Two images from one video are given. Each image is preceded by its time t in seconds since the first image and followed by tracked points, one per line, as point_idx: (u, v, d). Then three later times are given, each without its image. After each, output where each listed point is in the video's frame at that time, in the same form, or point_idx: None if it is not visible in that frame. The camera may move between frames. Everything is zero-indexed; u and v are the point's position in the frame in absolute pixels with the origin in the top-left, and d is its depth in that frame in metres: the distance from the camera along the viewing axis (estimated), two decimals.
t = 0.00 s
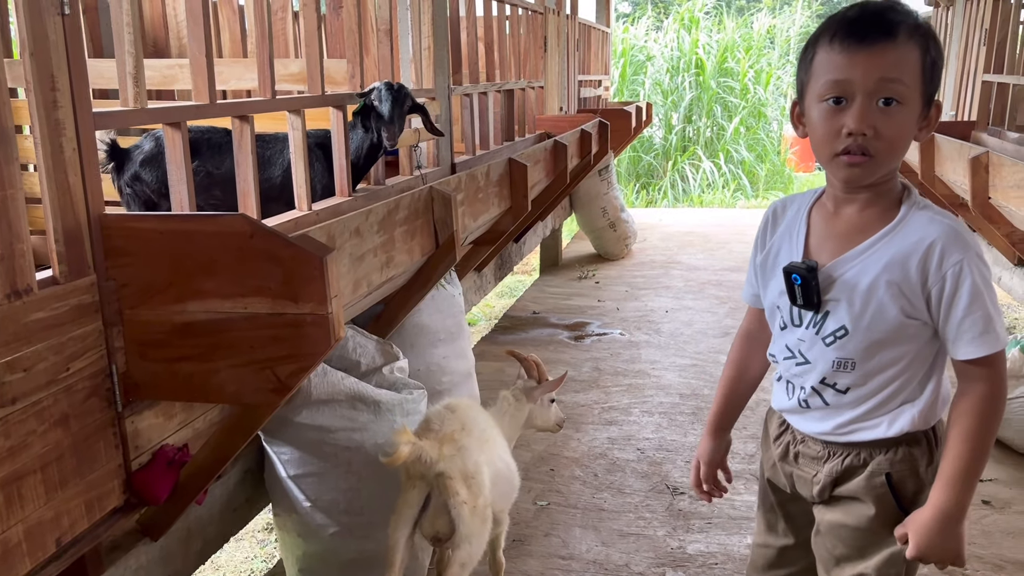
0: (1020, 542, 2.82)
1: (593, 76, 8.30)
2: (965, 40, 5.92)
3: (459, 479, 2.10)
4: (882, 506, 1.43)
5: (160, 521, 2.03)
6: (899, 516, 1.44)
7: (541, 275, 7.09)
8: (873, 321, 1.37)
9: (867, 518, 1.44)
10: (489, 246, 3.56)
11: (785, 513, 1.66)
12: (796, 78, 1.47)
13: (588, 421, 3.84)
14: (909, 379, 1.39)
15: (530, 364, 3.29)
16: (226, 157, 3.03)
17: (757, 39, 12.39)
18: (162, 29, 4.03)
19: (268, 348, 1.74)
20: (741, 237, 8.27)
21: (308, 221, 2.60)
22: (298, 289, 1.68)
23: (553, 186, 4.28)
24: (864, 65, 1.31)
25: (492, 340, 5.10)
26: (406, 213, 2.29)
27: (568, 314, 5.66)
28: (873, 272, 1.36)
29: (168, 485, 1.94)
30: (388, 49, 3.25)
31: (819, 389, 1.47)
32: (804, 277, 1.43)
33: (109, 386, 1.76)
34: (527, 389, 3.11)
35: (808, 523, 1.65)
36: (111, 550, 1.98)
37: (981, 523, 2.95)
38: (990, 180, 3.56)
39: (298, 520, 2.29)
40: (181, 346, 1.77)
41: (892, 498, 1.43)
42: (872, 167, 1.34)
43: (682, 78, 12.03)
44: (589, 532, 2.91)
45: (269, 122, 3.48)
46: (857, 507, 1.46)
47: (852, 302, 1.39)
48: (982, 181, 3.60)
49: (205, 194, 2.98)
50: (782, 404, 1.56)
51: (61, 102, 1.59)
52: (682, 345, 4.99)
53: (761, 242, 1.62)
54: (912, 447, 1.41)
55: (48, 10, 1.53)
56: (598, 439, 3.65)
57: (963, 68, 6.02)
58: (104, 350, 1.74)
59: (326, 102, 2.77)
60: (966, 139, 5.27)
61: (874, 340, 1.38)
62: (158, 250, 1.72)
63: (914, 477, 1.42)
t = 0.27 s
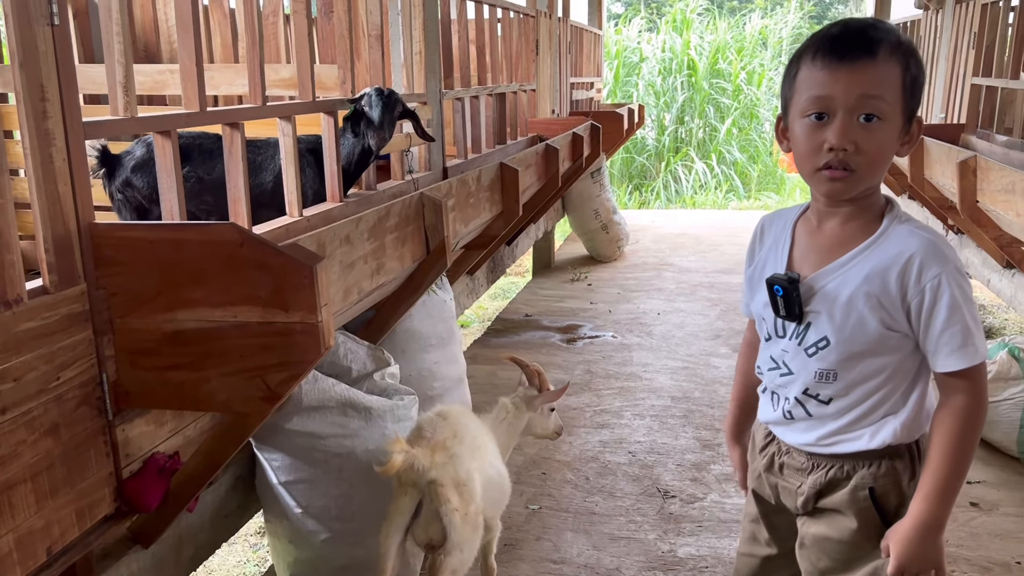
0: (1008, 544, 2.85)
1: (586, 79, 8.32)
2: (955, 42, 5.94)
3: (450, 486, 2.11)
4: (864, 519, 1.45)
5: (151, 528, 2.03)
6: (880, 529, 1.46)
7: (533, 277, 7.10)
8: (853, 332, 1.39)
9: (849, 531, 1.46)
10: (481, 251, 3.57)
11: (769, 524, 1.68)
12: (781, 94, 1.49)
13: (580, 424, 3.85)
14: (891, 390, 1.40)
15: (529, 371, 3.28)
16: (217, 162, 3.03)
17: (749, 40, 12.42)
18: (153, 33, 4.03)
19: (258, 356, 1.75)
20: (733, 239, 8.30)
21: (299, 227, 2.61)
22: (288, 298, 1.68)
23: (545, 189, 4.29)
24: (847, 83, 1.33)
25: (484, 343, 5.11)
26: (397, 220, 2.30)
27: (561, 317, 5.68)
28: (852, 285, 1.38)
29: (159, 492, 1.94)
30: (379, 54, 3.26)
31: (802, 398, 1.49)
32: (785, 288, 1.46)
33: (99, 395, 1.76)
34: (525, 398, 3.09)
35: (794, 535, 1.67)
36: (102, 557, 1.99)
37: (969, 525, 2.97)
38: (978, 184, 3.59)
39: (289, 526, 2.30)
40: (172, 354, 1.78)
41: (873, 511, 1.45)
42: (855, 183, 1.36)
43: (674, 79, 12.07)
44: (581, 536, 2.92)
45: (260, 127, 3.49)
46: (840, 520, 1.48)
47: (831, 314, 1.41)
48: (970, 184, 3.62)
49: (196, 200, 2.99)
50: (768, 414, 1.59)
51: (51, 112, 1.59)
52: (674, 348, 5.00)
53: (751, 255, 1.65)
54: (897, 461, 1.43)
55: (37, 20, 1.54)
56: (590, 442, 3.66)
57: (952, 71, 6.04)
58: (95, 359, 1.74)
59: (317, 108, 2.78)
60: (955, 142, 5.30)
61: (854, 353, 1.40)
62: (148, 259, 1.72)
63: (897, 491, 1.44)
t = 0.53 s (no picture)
0: (994, 544, 2.87)
1: (576, 80, 8.33)
2: (943, 43, 5.93)
3: (442, 491, 2.11)
4: (842, 525, 1.47)
5: (139, 535, 2.03)
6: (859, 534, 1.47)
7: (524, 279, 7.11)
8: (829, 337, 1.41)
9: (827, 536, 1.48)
10: (471, 254, 3.58)
11: (752, 527, 1.69)
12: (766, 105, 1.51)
13: (571, 427, 3.86)
14: (868, 395, 1.42)
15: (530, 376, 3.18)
16: (205, 167, 3.03)
17: (739, 41, 12.46)
18: (142, 36, 4.02)
19: (246, 362, 1.75)
20: (723, 239, 8.33)
21: (288, 231, 2.61)
22: (276, 304, 1.68)
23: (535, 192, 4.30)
24: (826, 95, 1.34)
25: (475, 345, 5.11)
26: (386, 224, 2.30)
27: (551, 318, 5.68)
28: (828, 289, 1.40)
29: (147, 499, 1.94)
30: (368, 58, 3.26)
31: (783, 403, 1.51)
32: (764, 291, 1.49)
33: (87, 402, 1.76)
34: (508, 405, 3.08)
35: (775, 538, 1.68)
36: (90, 564, 1.98)
37: (956, 526, 2.99)
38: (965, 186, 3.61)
39: (278, 531, 2.30)
40: (159, 361, 1.78)
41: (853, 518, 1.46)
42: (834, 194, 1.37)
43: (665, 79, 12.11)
44: (571, 538, 2.93)
45: (249, 130, 3.48)
46: (818, 524, 1.49)
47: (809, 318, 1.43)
48: (957, 187, 3.64)
49: (184, 204, 2.98)
50: (752, 416, 1.61)
51: (38, 119, 1.59)
52: (664, 349, 5.02)
53: (739, 259, 1.68)
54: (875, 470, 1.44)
55: (23, 27, 1.53)
56: (580, 444, 3.67)
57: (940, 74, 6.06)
58: (82, 366, 1.74)
59: (306, 112, 2.78)
60: (942, 144, 5.33)
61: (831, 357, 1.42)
62: (136, 266, 1.72)
63: (874, 497, 1.45)
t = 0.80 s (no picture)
0: (982, 543, 2.88)
1: (567, 81, 8.34)
2: (931, 43, 5.94)
3: (433, 495, 2.10)
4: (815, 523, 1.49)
5: (125, 540, 2.02)
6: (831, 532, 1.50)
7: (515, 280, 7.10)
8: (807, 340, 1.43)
9: (799, 533, 1.50)
10: (460, 255, 3.57)
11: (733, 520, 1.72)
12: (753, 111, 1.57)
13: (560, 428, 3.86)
14: (845, 398, 1.44)
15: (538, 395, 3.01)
16: (192, 169, 3.01)
17: (729, 42, 12.49)
18: (129, 37, 4.00)
19: (231, 366, 1.74)
20: (713, 240, 8.34)
21: (275, 234, 2.60)
22: (261, 307, 1.67)
23: (524, 193, 4.30)
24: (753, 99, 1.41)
25: (465, 346, 5.10)
26: (373, 227, 2.29)
27: (542, 319, 5.68)
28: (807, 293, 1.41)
29: (133, 504, 1.92)
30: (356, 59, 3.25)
31: (762, 401, 1.53)
32: (745, 291, 1.50)
33: (71, 406, 1.75)
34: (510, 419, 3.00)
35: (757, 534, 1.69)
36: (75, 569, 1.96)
37: (944, 525, 3.00)
38: (953, 187, 3.62)
39: (265, 535, 2.29)
40: (144, 365, 1.77)
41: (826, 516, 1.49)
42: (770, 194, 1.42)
43: (655, 80, 12.14)
44: (560, 540, 2.93)
45: (236, 132, 3.47)
46: (790, 520, 1.51)
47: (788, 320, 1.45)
48: (944, 187, 3.66)
49: (171, 206, 2.96)
50: (733, 415, 1.62)
51: (21, 123, 1.57)
52: (654, 350, 5.02)
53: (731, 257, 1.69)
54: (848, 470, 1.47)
55: (5, 29, 1.52)
56: (570, 446, 3.67)
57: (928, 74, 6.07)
58: (67, 370, 1.72)
59: (293, 114, 2.77)
60: (931, 144, 5.35)
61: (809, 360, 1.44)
62: (120, 269, 1.70)
63: (847, 497, 1.48)
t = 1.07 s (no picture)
0: (969, 542, 2.89)
1: (557, 81, 8.34)
2: (919, 43, 5.94)
3: (417, 497, 2.09)
4: (777, 507, 1.54)
5: (110, 543, 2.00)
6: (796, 520, 1.53)
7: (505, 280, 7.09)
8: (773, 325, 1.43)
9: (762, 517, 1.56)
10: (449, 256, 3.56)
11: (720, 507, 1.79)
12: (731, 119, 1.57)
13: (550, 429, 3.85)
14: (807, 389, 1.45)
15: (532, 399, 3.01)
16: (178, 170, 2.99)
17: (719, 42, 12.51)
18: (115, 38, 3.97)
19: (215, 369, 1.72)
20: (703, 240, 8.35)
21: (262, 235, 2.58)
22: (246, 309, 1.66)
23: (513, 194, 4.29)
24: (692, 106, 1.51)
25: (455, 347, 5.09)
26: (360, 228, 2.28)
27: (532, 320, 5.67)
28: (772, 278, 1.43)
29: (117, 507, 1.90)
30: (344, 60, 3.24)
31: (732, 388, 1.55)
32: (716, 278, 1.53)
33: (55, 409, 1.73)
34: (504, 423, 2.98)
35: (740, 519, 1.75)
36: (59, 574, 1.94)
37: (932, 524, 3.01)
38: (940, 186, 3.64)
39: (252, 538, 2.27)
40: (129, 368, 1.75)
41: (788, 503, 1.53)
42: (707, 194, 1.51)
43: (645, 79, 12.19)
44: (550, 541, 2.92)
45: (223, 133, 3.45)
46: (757, 506, 1.58)
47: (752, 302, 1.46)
48: (932, 187, 3.67)
49: (157, 207, 2.94)
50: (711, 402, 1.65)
51: (1, 123, 1.55)
52: (644, 350, 5.03)
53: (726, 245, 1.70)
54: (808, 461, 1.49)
55: None
56: (559, 446, 3.66)
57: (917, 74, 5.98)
58: (50, 373, 1.71)
59: (279, 114, 2.75)
60: (919, 144, 5.37)
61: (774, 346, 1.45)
62: (103, 271, 1.69)
63: (807, 483, 1.50)
